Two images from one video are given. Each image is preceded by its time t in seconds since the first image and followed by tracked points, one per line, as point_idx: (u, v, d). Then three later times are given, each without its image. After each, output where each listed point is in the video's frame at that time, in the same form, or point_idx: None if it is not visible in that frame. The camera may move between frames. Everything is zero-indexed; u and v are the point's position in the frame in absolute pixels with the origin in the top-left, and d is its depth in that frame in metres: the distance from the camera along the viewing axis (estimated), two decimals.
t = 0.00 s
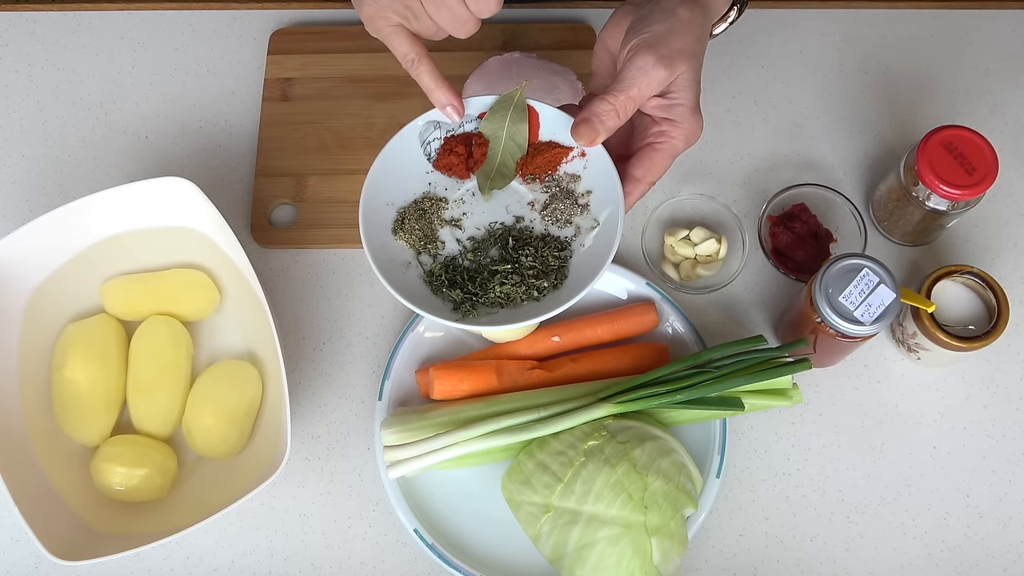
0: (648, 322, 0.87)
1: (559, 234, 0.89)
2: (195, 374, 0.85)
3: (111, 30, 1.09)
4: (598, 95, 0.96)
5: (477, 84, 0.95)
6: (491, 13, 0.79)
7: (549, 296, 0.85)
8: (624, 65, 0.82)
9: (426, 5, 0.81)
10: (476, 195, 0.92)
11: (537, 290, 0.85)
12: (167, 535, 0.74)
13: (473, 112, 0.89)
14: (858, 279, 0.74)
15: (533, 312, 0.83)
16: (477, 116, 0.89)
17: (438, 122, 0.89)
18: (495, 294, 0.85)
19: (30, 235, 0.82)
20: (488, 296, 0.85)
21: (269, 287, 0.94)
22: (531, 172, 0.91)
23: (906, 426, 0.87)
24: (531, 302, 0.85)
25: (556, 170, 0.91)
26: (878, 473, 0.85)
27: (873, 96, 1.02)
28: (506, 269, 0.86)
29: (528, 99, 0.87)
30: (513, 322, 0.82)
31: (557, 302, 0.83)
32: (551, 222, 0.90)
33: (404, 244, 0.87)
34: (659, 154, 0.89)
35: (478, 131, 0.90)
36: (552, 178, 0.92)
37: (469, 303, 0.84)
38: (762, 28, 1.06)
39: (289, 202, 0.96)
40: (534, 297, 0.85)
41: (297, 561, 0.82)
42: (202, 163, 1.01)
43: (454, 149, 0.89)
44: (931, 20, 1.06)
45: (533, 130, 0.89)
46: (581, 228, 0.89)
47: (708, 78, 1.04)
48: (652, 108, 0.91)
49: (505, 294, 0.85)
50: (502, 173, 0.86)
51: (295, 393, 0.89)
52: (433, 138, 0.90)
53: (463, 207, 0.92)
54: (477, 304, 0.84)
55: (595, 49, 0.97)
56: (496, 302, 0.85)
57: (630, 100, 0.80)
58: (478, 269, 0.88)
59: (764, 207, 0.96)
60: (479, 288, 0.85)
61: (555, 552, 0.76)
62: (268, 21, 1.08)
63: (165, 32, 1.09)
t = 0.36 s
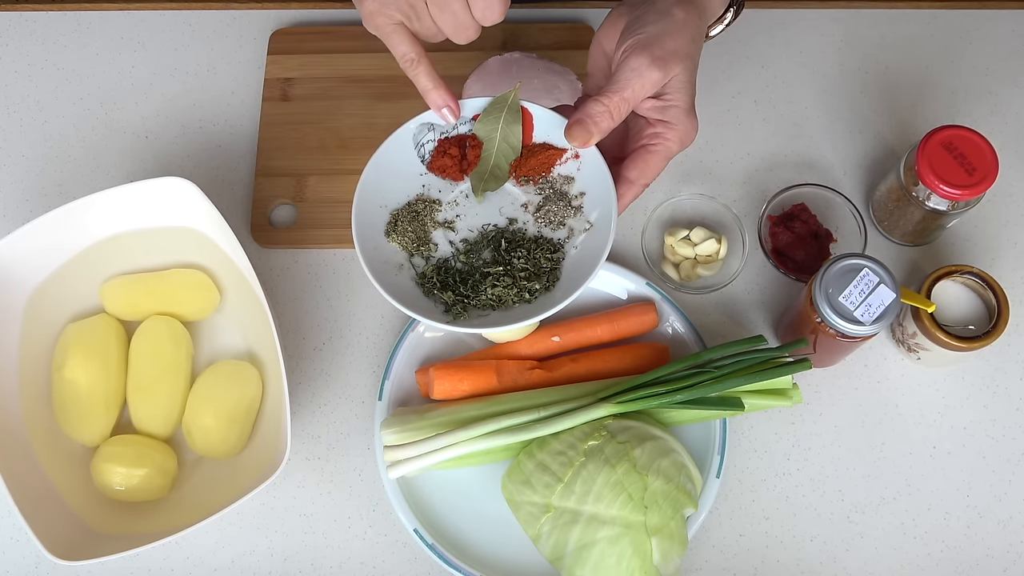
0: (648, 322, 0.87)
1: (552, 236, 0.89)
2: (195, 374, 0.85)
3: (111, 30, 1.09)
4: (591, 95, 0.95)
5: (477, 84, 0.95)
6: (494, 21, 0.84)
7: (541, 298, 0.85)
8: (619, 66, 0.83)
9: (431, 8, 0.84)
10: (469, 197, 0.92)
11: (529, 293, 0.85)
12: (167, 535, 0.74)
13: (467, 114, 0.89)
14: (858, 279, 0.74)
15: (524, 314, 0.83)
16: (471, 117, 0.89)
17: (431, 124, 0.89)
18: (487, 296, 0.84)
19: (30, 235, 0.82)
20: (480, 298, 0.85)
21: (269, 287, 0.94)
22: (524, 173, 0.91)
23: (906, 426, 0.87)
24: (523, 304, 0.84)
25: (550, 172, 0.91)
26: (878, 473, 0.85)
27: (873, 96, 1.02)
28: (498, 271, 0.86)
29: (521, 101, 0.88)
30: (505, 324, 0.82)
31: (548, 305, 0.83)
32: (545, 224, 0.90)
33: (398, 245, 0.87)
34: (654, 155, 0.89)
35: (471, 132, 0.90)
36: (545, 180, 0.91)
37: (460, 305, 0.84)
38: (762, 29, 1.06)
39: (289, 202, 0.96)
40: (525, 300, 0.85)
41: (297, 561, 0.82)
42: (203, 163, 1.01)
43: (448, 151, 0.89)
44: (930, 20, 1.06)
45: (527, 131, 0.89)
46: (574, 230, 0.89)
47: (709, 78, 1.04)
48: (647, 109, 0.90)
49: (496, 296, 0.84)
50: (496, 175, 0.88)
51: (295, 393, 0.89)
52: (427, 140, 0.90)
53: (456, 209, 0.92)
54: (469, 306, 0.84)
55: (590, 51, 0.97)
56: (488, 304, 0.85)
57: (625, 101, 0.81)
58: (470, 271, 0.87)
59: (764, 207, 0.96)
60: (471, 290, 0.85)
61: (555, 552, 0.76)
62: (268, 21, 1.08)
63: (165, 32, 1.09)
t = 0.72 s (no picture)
0: (648, 322, 0.87)
1: (547, 234, 0.89)
2: (195, 374, 0.85)
3: (111, 30, 1.09)
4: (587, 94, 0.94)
5: (477, 84, 0.96)
6: (485, 24, 0.84)
7: (535, 295, 0.84)
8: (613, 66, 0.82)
9: (423, 9, 0.84)
10: (465, 195, 0.92)
11: (523, 290, 0.84)
12: (167, 535, 0.74)
13: (463, 112, 0.89)
14: (858, 279, 0.74)
15: (518, 310, 0.82)
16: (466, 116, 0.89)
17: (427, 123, 0.90)
18: (480, 293, 0.84)
19: (30, 235, 0.82)
20: (474, 295, 0.84)
21: (270, 287, 0.94)
22: (519, 172, 0.91)
23: (906, 426, 0.87)
24: (517, 301, 0.84)
25: (545, 171, 0.91)
26: (878, 473, 0.85)
27: (872, 96, 1.02)
28: (492, 268, 0.86)
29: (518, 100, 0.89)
30: (499, 321, 0.81)
31: (542, 301, 0.82)
32: (539, 222, 0.90)
33: (393, 243, 0.87)
34: (648, 154, 0.89)
35: (467, 131, 0.90)
36: (540, 179, 0.92)
37: (454, 302, 0.84)
38: (762, 29, 1.06)
39: (289, 202, 0.96)
40: (520, 297, 0.84)
41: (297, 561, 0.82)
42: (203, 163, 1.01)
43: (443, 149, 0.90)
44: (930, 20, 1.06)
45: (521, 130, 0.90)
46: (569, 228, 0.89)
47: (708, 78, 1.04)
48: (642, 108, 0.91)
49: (490, 293, 0.84)
50: (491, 172, 0.87)
51: (295, 393, 0.89)
52: (423, 139, 0.91)
53: (451, 207, 0.92)
54: (462, 303, 0.84)
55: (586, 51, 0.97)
56: (482, 301, 0.84)
57: (620, 100, 0.80)
58: (465, 268, 0.87)
59: (764, 207, 0.96)
60: (465, 287, 0.85)
61: (555, 551, 0.76)
62: (268, 21, 1.08)
63: (165, 32, 1.09)
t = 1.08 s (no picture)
0: (648, 322, 0.87)
1: (546, 222, 0.89)
2: (195, 374, 0.85)
3: (111, 30, 1.09)
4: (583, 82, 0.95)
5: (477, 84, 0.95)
6: None
7: (536, 283, 0.84)
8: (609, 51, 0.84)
9: None
10: (462, 184, 0.92)
11: (524, 278, 0.84)
12: (167, 535, 0.74)
13: (459, 102, 0.90)
14: (858, 279, 0.74)
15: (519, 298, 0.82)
16: (462, 106, 0.90)
17: (424, 113, 0.90)
18: (481, 282, 0.84)
19: (30, 235, 0.82)
20: (474, 284, 0.84)
21: (269, 287, 0.94)
22: (517, 161, 0.91)
23: (906, 426, 0.87)
24: (518, 289, 0.84)
25: (543, 160, 0.91)
26: (878, 473, 0.85)
27: (873, 96, 1.02)
28: (492, 257, 0.86)
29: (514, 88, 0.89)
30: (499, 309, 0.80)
31: (543, 289, 0.82)
32: (538, 210, 0.90)
33: (390, 233, 0.87)
34: (647, 139, 0.89)
35: (463, 121, 0.91)
36: (538, 167, 0.92)
37: (454, 291, 0.84)
38: (762, 29, 1.06)
39: (289, 202, 0.96)
40: (520, 284, 0.84)
41: (297, 562, 0.82)
42: (203, 163, 1.01)
43: (441, 139, 0.90)
44: (930, 20, 1.06)
45: (518, 120, 0.90)
46: (568, 216, 0.89)
47: (708, 77, 1.04)
48: (638, 96, 0.92)
49: (491, 282, 0.84)
50: (489, 162, 0.88)
51: (295, 393, 0.89)
52: (419, 129, 0.91)
53: (448, 196, 0.92)
54: (463, 292, 0.84)
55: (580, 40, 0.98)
56: (483, 290, 0.84)
57: (617, 87, 0.81)
58: (464, 258, 0.87)
59: (764, 207, 0.96)
60: (465, 276, 0.85)
61: (555, 551, 0.76)
62: (268, 21, 1.08)
63: (165, 32, 1.09)
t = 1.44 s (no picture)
0: (648, 322, 0.87)
1: (529, 209, 0.91)
2: (195, 374, 0.85)
3: (111, 30, 1.09)
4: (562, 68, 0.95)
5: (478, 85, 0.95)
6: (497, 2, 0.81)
7: (519, 269, 0.86)
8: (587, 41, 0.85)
9: None
10: (446, 175, 0.94)
11: (506, 264, 0.85)
12: (167, 535, 0.74)
13: (440, 95, 0.92)
14: (858, 279, 0.74)
15: (503, 283, 0.84)
16: (444, 99, 0.92)
17: (405, 107, 0.92)
18: (465, 269, 0.86)
19: (30, 235, 0.82)
20: (459, 272, 0.86)
21: (269, 287, 0.94)
22: (499, 150, 0.93)
23: (906, 426, 0.87)
24: (502, 275, 0.85)
25: (524, 148, 0.93)
26: (877, 473, 0.85)
27: (872, 96, 1.02)
28: (475, 244, 0.87)
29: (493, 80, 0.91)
30: (484, 295, 0.82)
31: (525, 275, 0.84)
32: (521, 198, 0.92)
33: (376, 225, 0.89)
34: (626, 125, 0.89)
35: (445, 113, 0.93)
36: (520, 156, 0.94)
37: (439, 279, 0.85)
38: (762, 28, 1.06)
39: (289, 202, 0.96)
40: (503, 271, 0.85)
41: (297, 561, 0.82)
42: (203, 163, 1.01)
43: (423, 131, 0.92)
44: (930, 20, 1.06)
45: (499, 111, 0.92)
46: (550, 203, 0.91)
47: (708, 77, 1.04)
48: (617, 81, 0.91)
49: (475, 269, 0.85)
50: (471, 153, 0.92)
51: (295, 393, 0.89)
52: (402, 123, 0.93)
53: (432, 187, 0.94)
54: (447, 280, 0.85)
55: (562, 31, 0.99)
56: (467, 277, 0.85)
57: (596, 74, 0.82)
58: (448, 247, 0.89)
59: (764, 207, 0.96)
60: (449, 264, 0.86)
61: (555, 552, 0.76)
62: (269, 21, 1.08)
63: (165, 32, 1.09)
